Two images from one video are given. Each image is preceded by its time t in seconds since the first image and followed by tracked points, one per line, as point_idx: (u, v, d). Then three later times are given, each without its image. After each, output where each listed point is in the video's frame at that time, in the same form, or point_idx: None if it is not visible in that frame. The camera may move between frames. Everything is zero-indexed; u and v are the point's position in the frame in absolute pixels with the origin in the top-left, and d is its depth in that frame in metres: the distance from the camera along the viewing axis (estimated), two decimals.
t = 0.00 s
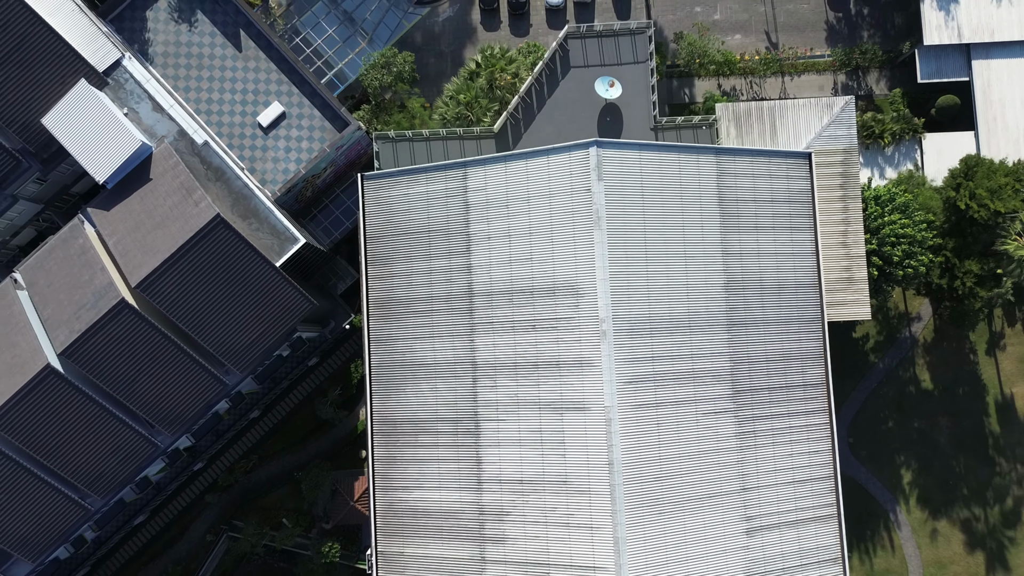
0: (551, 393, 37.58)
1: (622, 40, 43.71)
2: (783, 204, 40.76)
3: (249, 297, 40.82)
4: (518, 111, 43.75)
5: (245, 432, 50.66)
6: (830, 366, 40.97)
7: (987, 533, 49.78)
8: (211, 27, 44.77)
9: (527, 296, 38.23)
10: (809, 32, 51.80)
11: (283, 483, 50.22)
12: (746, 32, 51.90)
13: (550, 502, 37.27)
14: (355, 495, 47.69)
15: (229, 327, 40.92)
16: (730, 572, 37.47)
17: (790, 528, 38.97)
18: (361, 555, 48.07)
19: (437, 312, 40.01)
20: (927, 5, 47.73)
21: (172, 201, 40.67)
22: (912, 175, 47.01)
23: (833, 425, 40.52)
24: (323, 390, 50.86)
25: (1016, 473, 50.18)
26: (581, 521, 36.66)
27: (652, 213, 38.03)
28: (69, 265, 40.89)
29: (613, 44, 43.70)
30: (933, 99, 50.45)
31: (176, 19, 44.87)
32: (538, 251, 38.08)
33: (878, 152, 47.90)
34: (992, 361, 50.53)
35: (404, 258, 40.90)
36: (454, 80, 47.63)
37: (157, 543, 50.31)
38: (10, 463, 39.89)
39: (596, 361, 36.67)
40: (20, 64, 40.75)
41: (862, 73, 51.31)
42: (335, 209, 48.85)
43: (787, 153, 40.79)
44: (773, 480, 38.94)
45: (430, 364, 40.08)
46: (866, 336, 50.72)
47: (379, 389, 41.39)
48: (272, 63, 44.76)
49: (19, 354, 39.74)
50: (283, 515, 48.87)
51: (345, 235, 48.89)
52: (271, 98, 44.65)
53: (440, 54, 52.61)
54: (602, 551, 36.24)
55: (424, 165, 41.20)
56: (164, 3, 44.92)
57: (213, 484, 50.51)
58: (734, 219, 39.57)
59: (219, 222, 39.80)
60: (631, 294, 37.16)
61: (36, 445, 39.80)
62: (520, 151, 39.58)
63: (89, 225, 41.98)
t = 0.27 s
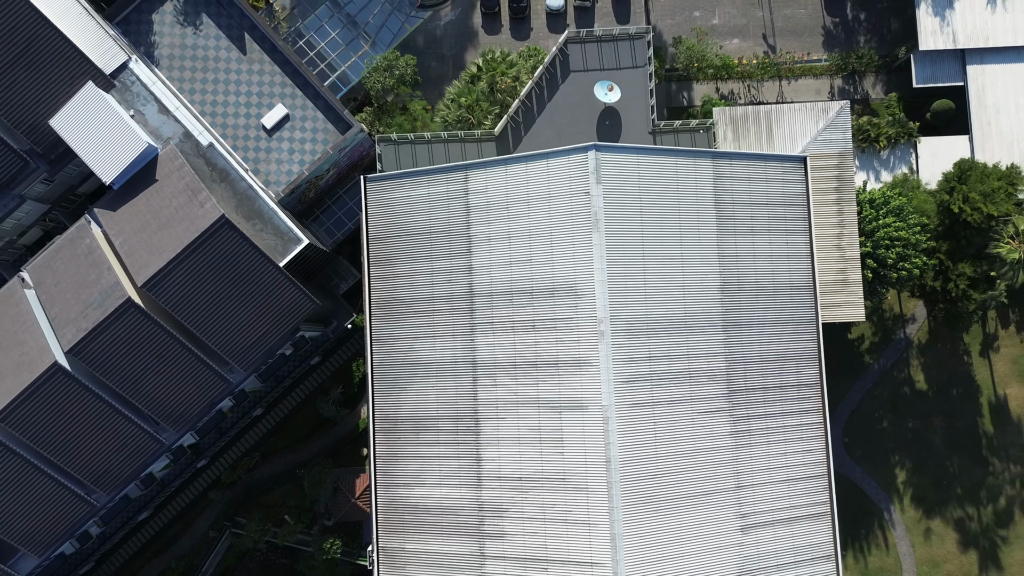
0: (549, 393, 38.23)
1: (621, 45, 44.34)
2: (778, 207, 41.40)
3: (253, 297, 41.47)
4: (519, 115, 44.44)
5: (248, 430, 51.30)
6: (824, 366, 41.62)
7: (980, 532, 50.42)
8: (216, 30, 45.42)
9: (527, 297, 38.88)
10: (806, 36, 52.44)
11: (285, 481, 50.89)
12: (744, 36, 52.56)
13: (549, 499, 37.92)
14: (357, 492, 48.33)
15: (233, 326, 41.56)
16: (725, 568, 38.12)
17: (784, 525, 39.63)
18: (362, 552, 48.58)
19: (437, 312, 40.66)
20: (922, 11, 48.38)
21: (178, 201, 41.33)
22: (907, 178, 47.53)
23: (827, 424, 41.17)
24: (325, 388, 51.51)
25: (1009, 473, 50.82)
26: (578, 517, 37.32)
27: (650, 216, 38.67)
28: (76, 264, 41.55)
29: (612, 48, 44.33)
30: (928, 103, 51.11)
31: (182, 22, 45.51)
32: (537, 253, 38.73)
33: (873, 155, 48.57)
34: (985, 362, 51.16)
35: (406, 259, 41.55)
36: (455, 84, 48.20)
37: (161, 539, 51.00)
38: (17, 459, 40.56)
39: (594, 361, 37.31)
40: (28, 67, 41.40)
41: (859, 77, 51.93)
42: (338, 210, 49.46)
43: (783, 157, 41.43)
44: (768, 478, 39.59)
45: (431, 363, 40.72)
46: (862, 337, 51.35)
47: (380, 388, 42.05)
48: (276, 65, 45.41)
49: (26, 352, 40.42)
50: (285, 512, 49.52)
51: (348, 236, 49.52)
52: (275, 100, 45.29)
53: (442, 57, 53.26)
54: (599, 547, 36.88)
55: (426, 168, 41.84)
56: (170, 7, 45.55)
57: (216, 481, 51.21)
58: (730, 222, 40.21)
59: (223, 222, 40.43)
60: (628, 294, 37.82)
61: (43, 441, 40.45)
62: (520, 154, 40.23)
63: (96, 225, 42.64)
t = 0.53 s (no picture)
0: (547, 392, 38.89)
1: (622, 51, 44.99)
2: (775, 213, 42.04)
3: (257, 294, 42.15)
4: (521, 118, 45.12)
5: (250, 425, 51.99)
6: (819, 370, 42.27)
7: (971, 536, 51.02)
8: (224, 30, 46.12)
9: (527, 298, 39.54)
10: (806, 44, 53.09)
11: (286, 476, 51.58)
12: (745, 43, 53.21)
13: (545, 497, 38.57)
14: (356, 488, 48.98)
15: (237, 322, 42.25)
16: (718, 567, 38.77)
17: (776, 526, 40.27)
18: (361, 547, 49.22)
19: (439, 312, 41.32)
20: (921, 21, 49.00)
21: (185, 199, 42.01)
22: (903, 186, 48.07)
23: (820, 427, 41.83)
24: (326, 384, 52.20)
25: (1000, 478, 51.43)
26: (574, 515, 37.97)
27: (648, 220, 39.32)
28: (84, 259, 42.23)
29: (614, 54, 44.99)
30: (926, 112, 51.75)
31: (190, 22, 46.20)
32: (538, 255, 39.39)
33: (871, 163, 49.22)
34: (979, 369, 51.77)
35: (408, 259, 42.21)
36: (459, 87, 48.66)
37: (162, 531, 51.72)
38: (24, 449, 41.28)
39: (592, 361, 37.97)
40: (38, 64, 42.07)
41: (858, 85, 52.57)
42: (342, 209, 50.14)
43: (780, 164, 42.07)
44: (761, 480, 40.23)
45: (432, 361, 41.38)
46: (857, 342, 51.97)
47: (381, 385, 42.71)
48: (283, 66, 46.10)
49: (34, 345, 41.12)
50: (285, 506, 50.18)
51: (351, 235, 50.20)
52: (281, 100, 45.98)
53: (446, 59, 53.95)
54: (594, 544, 37.54)
55: (429, 169, 42.51)
56: (179, 7, 46.26)
57: (218, 475, 51.91)
58: (728, 227, 40.85)
59: (229, 220, 41.12)
60: (626, 297, 38.47)
61: (49, 433, 41.15)
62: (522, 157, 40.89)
63: (103, 221, 43.32)
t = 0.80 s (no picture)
0: (545, 392, 39.55)
1: (628, 59, 45.66)
2: (774, 222, 42.65)
3: (262, 287, 42.84)
4: (527, 122, 45.71)
5: (251, 416, 52.67)
6: (812, 378, 42.92)
7: (959, 546, 51.63)
8: (236, 27, 46.81)
9: (527, 299, 40.21)
10: (810, 55, 53.73)
11: (285, 467, 52.28)
12: (749, 53, 53.84)
13: (540, 495, 39.24)
14: (354, 481, 49.68)
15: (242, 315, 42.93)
16: (707, 569, 39.44)
17: (766, 530, 40.92)
18: (357, 540, 50.01)
19: (440, 310, 41.99)
20: (924, 36, 49.62)
21: (193, 192, 42.68)
22: (902, 199, 48.63)
23: (812, 434, 42.47)
24: (327, 379, 52.86)
25: (990, 490, 52.02)
26: (567, 513, 38.62)
27: (649, 226, 39.96)
28: (93, 249, 42.92)
29: (619, 62, 45.65)
30: (926, 126, 52.38)
31: (203, 18, 46.90)
32: (539, 257, 40.05)
33: (870, 175, 49.85)
34: (972, 382, 52.38)
35: (411, 258, 42.88)
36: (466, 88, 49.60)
37: (162, 518, 52.43)
38: (29, 435, 41.98)
39: (589, 363, 38.64)
40: (53, 56, 42.74)
41: (860, 97, 53.19)
42: (347, 206, 50.80)
43: (780, 174, 42.72)
44: (752, 484, 40.87)
45: (432, 359, 42.05)
46: (852, 351, 52.59)
47: (381, 381, 43.38)
48: (293, 64, 46.79)
49: (42, 332, 41.83)
50: (283, 498, 50.85)
51: (356, 232, 50.88)
52: (291, 98, 46.66)
53: (454, 61, 54.63)
54: (586, 543, 38.21)
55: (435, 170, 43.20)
56: (193, 3, 46.96)
57: (218, 465, 52.60)
58: (727, 234, 41.49)
59: (237, 214, 41.80)
60: (625, 301, 39.13)
61: (54, 419, 41.87)
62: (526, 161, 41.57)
63: (113, 212, 44.02)
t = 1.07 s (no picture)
0: (542, 392, 40.20)
1: (633, 66, 46.16)
2: (772, 231, 43.29)
3: (268, 282, 43.50)
4: (532, 126, 46.30)
5: (252, 408, 53.36)
6: (806, 385, 43.56)
7: (948, 556, 52.24)
8: (248, 24, 47.53)
9: (528, 300, 40.86)
10: (814, 67, 54.38)
11: (284, 460, 52.95)
12: (754, 63, 54.49)
13: (535, 493, 39.89)
14: (352, 475, 50.29)
15: (247, 308, 43.59)
16: (697, 570, 40.09)
17: (756, 533, 41.56)
18: (354, 533, 50.40)
19: (442, 308, 42.66)
20: (927, 50, 50.19)
21: (202, 186, 43.39)
22: (900, 211, 49.28)
23: (805, 440, 43.11)
24: (328, 373, 53.52)
25: (980, 501, 52.58)
26: (561, 511, 39.28)
27: (649, 231, 40.60)
28: (102, 240, 43.63)
29: (625, 69, 46.13)
30: (926, 140, 53.00)
31: (216, 15, 47.63)
32: (540, 260, 40.71)
33: (870, 187, 50.49)
34: (965, 393, 52.98)
35: (414, 257, 43.56)
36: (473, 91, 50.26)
37: (162, 507, 53.14)
38: (34, 421, 42.71)
39: (587, 365, 39.30)
40: (68, 49, 43.45)
41: (862, 110, 53.81)
42: (352, 204, 51.46)
43: (780, 184, 43.36)
44: (744, 488, 41.50)
45: (433, 356, 42.71)
46: (848, 360, 53.22)
47: (382, 377, 44.06)
48: (303, 62, 47.50)
49: (50, 320, 42.54)
50: (282, 490, 51.52)
51: (360, 229, 51.55)
52: (300, 95, 47.35)
53: (462, 63, 55.28)
54: (579, 541, 38.85)
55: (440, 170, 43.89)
56: None
57: (218, 456, 53.31)
58: (726, 241, 42.13)
59: (244, 209, 42.49)
60: (624, 304, 39.78)
61: (60, 405, 42.60)
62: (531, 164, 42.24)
63: (122, 203, 44.73)
